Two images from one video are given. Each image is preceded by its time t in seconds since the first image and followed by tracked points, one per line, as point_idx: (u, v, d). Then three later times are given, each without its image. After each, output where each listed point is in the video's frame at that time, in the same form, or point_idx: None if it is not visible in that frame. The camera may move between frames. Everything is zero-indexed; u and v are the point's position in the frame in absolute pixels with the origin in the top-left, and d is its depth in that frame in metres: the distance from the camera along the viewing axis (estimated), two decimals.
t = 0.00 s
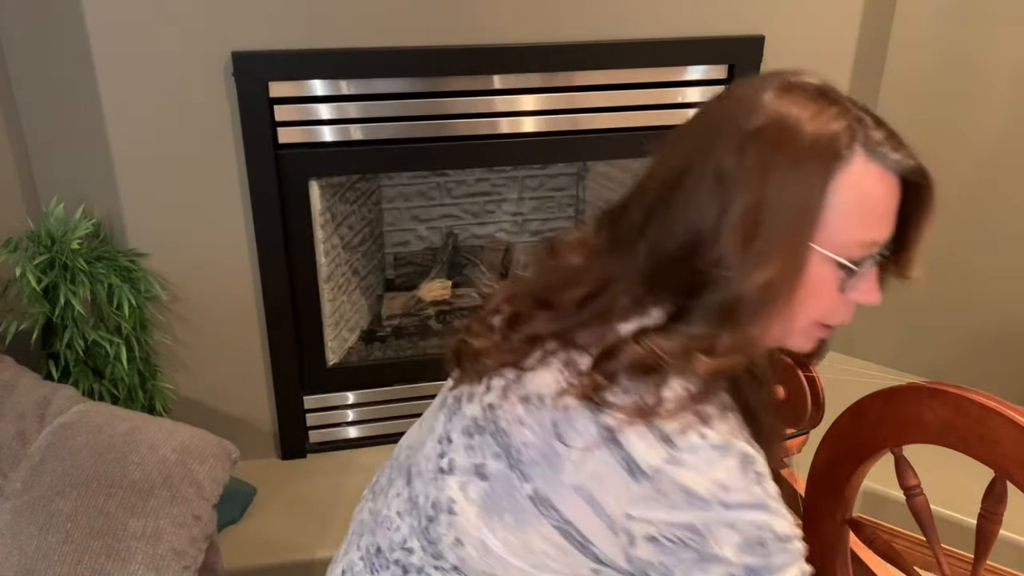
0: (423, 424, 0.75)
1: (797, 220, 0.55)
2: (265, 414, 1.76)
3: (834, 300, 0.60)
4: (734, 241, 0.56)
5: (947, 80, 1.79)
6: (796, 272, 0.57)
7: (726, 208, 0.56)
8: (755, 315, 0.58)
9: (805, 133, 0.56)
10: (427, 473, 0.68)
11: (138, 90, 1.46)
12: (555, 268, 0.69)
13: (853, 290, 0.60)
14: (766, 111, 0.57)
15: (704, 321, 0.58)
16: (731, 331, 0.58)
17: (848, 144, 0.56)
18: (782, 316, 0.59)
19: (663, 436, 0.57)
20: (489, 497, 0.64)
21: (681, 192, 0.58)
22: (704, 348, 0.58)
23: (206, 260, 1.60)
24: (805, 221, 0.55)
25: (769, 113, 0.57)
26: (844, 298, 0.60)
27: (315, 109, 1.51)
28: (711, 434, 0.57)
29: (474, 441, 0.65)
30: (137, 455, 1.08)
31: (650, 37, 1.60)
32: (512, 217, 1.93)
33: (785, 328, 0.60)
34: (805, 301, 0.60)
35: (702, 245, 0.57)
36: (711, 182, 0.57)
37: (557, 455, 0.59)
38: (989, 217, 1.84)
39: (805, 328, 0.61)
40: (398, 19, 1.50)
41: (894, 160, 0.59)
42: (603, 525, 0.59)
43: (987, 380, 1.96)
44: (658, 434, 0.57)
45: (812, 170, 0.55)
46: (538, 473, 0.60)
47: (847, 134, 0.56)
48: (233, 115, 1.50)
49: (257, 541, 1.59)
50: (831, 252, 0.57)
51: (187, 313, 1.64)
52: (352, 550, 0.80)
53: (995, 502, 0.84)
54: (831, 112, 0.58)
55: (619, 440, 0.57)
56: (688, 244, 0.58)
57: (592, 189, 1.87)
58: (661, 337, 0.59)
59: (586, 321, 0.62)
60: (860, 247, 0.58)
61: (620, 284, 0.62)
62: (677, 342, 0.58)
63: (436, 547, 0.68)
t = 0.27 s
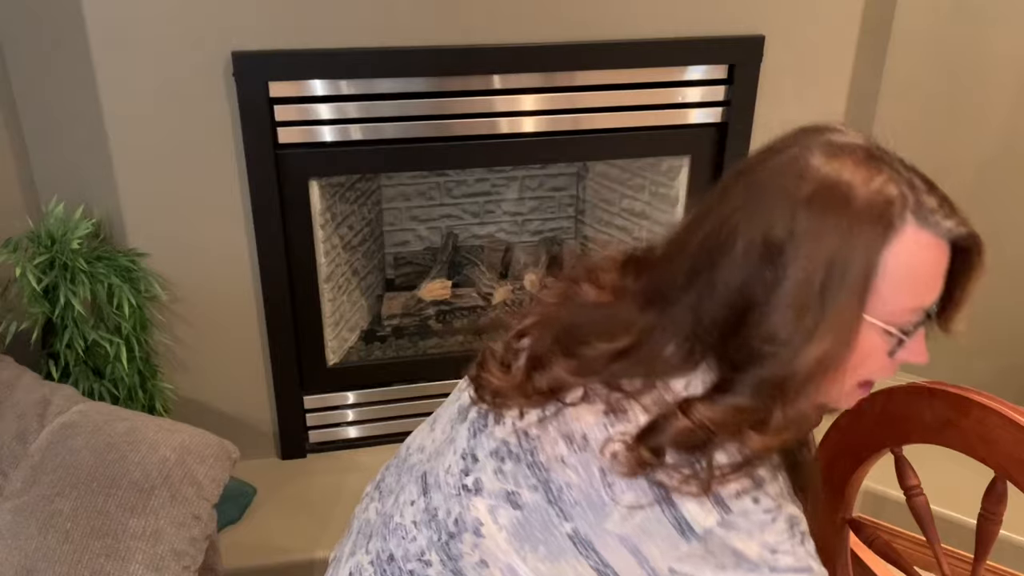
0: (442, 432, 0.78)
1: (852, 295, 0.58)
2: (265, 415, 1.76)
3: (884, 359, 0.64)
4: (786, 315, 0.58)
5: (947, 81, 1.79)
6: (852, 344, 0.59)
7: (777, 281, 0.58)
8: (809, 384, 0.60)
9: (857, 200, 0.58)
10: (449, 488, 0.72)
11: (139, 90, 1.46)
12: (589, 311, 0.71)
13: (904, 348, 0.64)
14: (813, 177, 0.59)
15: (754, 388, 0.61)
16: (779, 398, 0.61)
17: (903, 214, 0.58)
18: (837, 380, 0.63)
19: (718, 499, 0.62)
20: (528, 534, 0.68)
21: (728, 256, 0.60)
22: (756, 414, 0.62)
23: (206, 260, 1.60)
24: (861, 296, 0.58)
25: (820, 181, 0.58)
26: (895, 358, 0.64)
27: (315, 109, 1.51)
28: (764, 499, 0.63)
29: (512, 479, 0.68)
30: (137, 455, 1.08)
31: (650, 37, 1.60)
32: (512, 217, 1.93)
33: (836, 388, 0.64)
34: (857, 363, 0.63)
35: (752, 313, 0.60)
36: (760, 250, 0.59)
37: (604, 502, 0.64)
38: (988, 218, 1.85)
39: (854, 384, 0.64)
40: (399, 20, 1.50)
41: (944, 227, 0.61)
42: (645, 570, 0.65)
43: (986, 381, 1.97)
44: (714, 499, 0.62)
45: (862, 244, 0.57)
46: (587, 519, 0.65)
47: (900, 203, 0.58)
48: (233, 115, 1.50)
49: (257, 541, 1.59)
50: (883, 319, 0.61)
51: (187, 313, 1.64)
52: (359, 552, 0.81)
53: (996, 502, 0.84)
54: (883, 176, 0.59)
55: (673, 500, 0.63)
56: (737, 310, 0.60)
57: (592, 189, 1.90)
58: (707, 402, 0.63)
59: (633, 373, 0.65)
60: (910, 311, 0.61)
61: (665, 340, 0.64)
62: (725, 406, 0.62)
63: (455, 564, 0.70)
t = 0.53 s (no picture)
0: (447, 432, 0.77)
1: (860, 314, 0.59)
2: (265, 415, 1.76)
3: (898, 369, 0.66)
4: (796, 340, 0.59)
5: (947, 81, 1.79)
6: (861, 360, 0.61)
7: (785, 303, 0.59)
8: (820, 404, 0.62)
9: (859, 217, 0.58)
10: (454, 491, 0.72)
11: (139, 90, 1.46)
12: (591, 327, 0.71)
13: (917, 357, 0.66)
14: (815, 195, 0.59)
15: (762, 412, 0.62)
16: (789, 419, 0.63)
17: (904, 229, 0.59)
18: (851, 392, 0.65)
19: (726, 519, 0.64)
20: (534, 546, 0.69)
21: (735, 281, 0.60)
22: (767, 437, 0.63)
23: (206, 260, 1.60)
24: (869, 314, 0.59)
25: (823, 198, 0.59)
26: (908, 367, 0.66)
27: (315, 109, 1.51)
28: (769, 519, 0.65)
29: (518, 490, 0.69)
30: (137, 455, 1.08)
31: (650, 37, 1.60)
32: (512, 217, 1.93)
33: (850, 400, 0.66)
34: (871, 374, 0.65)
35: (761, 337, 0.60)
36: (764, 274, 0.59)
37: (609, 517, 0.66)
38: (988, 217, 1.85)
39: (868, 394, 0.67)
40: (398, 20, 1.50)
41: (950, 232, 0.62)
42: None
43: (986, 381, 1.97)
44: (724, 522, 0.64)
45: (863, 255, 0.58)
46: (595, 534, 0.66)
47: (902, 220, 0.59)
48: (233, 115, 1.50)
49: (258, 540, 1.59)
50: (894, 332, 0.63)
51: (187, 313, 1.64)
52: (362, 551, 0.81)
53: (996, 502, 0.84)
54: (884, 189, 0.60)
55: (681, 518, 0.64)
56: (746, 334, 0.61)
57: (592, 189, 1.90)
58: (717, 427, 0.64)
59: (643, 390, 0.66)
60: (921, 323, 0.63)
61: (673, 359, 0.65)
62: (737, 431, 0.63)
63: (460, 567, 0.71)
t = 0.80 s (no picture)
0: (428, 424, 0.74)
1: (788, 234, 0.53)
2: (265, 414, 1.76)
3: (856, 291, 0.58)
4: (738, 280, 0.54)
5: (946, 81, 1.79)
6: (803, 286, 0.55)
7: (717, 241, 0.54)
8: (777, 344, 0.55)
9: (777, 144, 0.54)
10: (428, 481, 0.68)
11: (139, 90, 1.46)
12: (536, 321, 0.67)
13: (874, 277, 0.58)
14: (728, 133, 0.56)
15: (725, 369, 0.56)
16: (760, 373, 0.56)
17: (813, 139, 0.55)
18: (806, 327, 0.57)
19: (670, 479, 0.60)
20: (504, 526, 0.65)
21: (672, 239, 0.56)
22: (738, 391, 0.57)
23: (205, 260, 1.60)
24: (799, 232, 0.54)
25: (737, 138, 0.55)
26: (860, 287, 0.58)
27: (315, 109, 1.51)
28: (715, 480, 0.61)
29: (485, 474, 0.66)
30: (137, 455, 1.08)
31: (651, 37, 1.61)
32: (512, 217, 1.93)
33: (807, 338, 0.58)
34: (826, 303, 0.57)
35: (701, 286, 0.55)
36: (696, 219, 0.55)
37: (565, 484, 0.62)
38: (988, 216, 1.85)
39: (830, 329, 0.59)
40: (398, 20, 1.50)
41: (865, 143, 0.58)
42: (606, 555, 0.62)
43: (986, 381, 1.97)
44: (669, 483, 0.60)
45: (785, 176, 0.53)
46: (548, 506, 0.62)
47: (810, 133, 0.55)
48: (233, 115, 1.50)
49: (258, 540, 1.60)
50: (837, 245, 0.55)
51: (187, 313, 1.64)
52: (354, 552, 0.78)
53: (996, 502, 0.84)
54: (795, 113, 0.56)
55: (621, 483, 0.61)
56: (687, 289, 0.56)
57: (592, 189, 1.89)
58: (677, 391, 0.59)
59: (596, 360, 0.61)
60: (862, 229, 0.56)
61: (625, 327, 0.60)
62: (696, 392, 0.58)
63: (439, 558, 0.67)
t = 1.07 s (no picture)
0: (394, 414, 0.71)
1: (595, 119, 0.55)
2: (265, 414, 1.77)
3: (662, 185, 0.56)
4: (557, 152, 0.56)
5: (945, 80, 1.79)
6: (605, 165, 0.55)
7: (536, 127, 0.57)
8: (585, 206, 0.55)
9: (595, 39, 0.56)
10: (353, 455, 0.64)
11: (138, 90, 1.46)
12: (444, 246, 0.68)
13: (681, 172, 0.56)
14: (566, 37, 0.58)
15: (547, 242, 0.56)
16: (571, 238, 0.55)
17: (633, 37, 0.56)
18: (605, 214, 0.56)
19: (478, 368, 0.54)
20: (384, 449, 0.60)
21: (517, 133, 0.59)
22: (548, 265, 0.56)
23: (205, 259, 1.60)
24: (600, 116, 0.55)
25: (565, 45, 0.57)
26: (677, 183, 0.56)
27: (315, 109, 1.51)
28: (522, 370, 0.53)
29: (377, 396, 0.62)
30: (137, 454, 1.08)
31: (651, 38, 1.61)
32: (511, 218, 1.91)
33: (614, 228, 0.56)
34: (632, 198, 0.56)
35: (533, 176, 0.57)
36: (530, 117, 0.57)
37: (410, 400, 0.56)
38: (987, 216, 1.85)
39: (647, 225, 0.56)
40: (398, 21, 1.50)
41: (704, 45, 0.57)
42: (437, 470, 0.54)
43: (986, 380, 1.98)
44: (478, 373, 0.53)
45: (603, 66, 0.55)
46: (396, 422, 0.57)
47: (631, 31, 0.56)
48: (233, 114, 1.50)
49: (259, 540, 1.60)
50: (631, 132, 0.55)
51: (187, 312, 1.64)
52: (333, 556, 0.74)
53: (995, 502, 0.84)
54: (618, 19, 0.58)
55: (443, 378, 0.55)
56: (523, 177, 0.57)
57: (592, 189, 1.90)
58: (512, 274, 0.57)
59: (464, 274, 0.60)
60: (666, 118, 0.55)
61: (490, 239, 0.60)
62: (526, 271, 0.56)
63: (356, 522, 0.62)
